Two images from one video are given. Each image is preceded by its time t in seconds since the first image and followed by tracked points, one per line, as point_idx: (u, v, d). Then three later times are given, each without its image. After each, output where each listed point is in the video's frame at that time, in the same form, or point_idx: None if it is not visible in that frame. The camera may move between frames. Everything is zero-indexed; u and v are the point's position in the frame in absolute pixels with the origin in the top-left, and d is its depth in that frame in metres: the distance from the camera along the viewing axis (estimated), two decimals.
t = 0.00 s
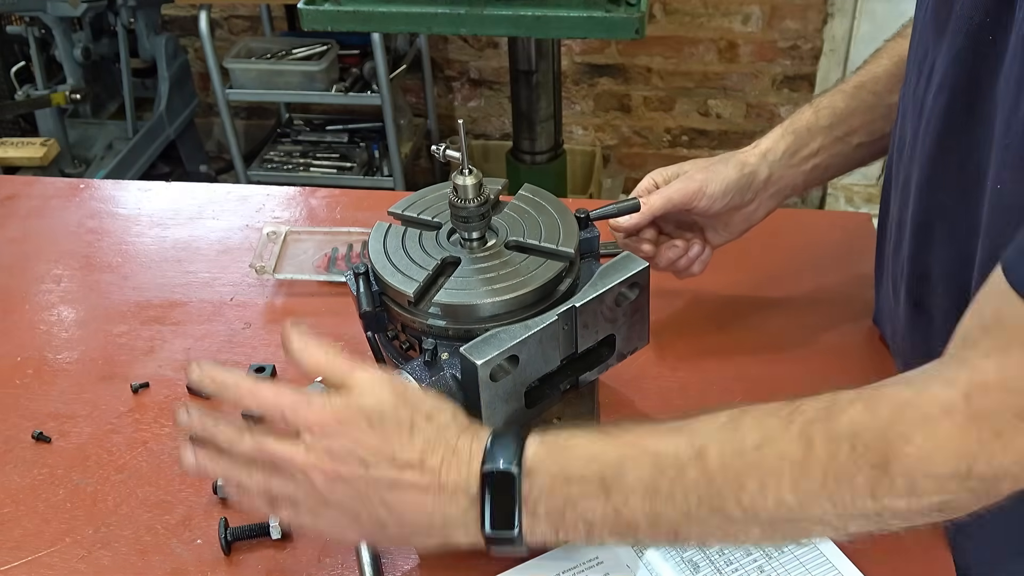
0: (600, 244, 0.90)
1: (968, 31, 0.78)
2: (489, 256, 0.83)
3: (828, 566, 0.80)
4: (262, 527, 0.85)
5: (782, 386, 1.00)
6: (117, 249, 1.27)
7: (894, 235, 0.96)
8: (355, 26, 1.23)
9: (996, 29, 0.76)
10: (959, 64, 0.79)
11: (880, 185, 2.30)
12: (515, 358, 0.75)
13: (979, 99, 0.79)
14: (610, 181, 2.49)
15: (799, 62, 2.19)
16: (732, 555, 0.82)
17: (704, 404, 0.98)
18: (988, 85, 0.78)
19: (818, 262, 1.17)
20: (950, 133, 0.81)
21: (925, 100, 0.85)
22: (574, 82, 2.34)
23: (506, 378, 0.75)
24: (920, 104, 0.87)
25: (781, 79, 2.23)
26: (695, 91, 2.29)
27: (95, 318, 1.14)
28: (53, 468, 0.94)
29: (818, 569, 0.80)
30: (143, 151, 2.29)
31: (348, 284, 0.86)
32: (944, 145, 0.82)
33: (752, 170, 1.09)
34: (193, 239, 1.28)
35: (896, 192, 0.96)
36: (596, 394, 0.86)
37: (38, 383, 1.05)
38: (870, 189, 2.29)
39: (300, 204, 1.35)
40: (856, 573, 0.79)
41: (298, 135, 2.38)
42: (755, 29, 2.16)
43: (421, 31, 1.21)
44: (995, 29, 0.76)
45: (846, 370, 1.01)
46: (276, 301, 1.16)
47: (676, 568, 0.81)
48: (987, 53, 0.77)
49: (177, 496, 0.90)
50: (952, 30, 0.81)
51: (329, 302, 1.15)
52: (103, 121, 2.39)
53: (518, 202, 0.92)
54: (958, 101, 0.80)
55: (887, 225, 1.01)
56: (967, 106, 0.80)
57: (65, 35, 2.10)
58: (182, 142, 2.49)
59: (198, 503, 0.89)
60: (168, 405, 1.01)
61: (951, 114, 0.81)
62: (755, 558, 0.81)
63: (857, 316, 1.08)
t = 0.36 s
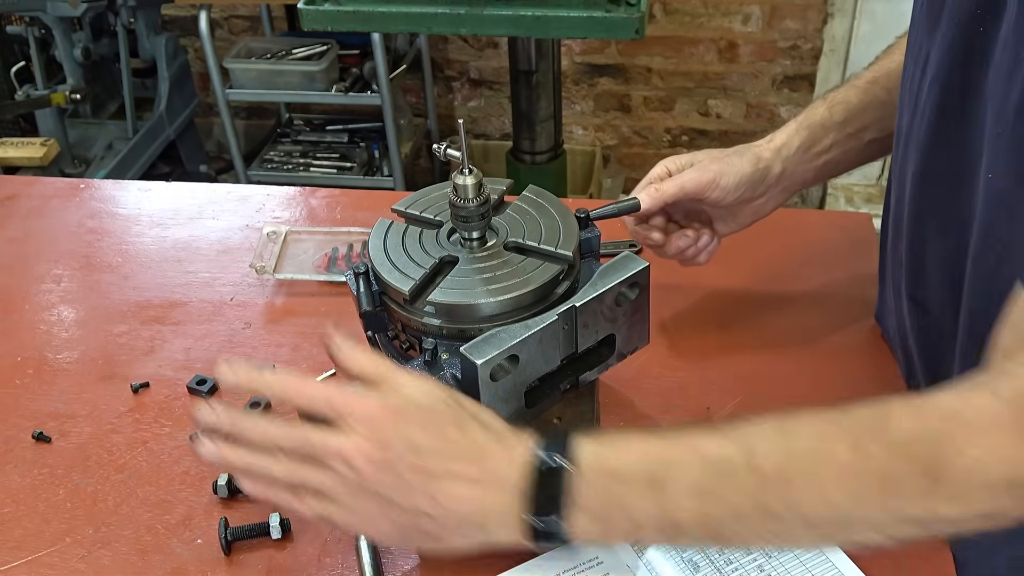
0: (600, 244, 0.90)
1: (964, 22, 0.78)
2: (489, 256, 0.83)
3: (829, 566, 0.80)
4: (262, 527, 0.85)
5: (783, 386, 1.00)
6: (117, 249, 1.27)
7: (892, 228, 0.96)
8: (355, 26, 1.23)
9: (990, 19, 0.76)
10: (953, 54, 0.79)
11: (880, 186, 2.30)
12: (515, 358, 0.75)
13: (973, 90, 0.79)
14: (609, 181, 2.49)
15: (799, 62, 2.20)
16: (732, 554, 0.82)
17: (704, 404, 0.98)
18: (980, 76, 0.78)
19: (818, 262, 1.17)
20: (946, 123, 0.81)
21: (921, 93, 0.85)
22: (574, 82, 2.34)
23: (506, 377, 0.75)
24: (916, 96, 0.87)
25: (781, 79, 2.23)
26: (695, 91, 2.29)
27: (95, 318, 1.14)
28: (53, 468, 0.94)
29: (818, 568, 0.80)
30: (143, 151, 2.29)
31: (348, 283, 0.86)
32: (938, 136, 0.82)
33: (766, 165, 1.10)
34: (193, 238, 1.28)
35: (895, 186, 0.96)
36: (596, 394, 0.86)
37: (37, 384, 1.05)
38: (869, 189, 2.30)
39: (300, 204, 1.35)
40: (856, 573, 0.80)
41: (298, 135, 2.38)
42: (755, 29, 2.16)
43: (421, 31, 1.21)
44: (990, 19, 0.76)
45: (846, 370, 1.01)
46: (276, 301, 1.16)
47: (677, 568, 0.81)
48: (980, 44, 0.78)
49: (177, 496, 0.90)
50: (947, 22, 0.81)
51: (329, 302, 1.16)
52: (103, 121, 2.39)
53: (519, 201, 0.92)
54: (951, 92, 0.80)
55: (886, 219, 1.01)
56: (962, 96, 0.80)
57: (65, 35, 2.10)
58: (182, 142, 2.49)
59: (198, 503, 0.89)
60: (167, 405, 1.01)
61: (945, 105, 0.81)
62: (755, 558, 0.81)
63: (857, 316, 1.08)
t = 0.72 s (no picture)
0: (600, 244, 0.90)
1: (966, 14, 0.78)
2: (489, 255, 0.83)
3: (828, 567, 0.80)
4: (262, 527, 0.85)
5: (783, 386, 1.00)
6: (117, 249, 1.27)
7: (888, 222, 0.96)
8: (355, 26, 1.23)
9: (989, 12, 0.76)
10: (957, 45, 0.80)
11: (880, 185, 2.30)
12: (515, 358, 0.75)
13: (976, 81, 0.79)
14: (609, 181, 2.45)
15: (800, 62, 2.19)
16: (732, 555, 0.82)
17: (704, 404, 0.98)
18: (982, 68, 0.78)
19: (819, 261, 1.17)
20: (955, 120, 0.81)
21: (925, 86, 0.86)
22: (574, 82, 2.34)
23: (506, 378, 0.75)
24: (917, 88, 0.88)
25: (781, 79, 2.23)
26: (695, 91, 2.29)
27: (95, 318, 1.14)
28: (53, 468, 0.94)
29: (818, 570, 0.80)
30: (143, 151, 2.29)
31: (348, 283, 0.86)
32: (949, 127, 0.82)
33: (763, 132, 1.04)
34: (192, 238, 1.28)
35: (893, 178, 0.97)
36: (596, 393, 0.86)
37: (37, 384, 1.05)
38: (870, 189, 2.30)
39: (300, 205, 1.35)
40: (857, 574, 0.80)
41: (298, 135, 2.38)
42: (755, 30, 2.16)
43: (421, 30, 1.21)
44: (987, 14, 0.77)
45: (845, 370, 1.01)
46: (276, 301, 1.16)
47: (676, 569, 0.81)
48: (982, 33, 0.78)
49: (177, 496, 0.90)
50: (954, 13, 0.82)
51: (329, 302, 1.16)
52: (103, 121, 2.39)
53: (519, 201, 0.92)
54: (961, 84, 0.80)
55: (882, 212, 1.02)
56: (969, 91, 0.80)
57: (65, 35, 2.10)
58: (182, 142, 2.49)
59: (198, 503, 0.89)
60: (167, 405, 1.01)
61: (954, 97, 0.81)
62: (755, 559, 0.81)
63: (858, 317, 1.08)
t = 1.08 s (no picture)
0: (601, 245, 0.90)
1: (985, 12, 0.77)
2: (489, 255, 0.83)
3: (827, 567, 0.80)
4: (262, 527, 0.85)
5: (783, 387, 0.99)
6: (117, 249, 1.27)
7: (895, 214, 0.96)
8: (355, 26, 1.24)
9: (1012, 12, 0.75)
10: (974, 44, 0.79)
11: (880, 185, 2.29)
12: (515, 357, 0.75)
13: (994, 80, 0.79)
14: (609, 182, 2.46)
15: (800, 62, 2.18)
16: (732, 554, 0.82)
17: (704, 404, 0.98)
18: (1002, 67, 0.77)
19: (819, 262, 1.17)
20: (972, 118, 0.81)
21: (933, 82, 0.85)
22: (574, 82, 2.34)
23: (507, 378, 0.75)
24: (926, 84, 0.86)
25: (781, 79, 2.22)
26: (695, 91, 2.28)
27: (95, 318, 1.14)
28: (53, 468, 0.94)
29: (817, 569, 0.80)
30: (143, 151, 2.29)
31: (348, 284, 0.86)
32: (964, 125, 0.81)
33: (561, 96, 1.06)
34: (193, 238, 1.28)
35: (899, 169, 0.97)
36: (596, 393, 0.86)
37: (37, 384, 1.05)
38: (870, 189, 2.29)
39: (300, 204, 1.35)
40: (857, 573, 0.80)
41: (298, 135, 2.38)
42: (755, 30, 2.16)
43: (421, 31, 1.21)
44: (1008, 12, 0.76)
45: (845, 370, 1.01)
46: (276, 301, 1.16)
47: (676, 569, 0.81)
48: (1005, 36, 0.77)
49: (177, 496, 0.90)
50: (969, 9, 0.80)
51: (329, 302, 1.16)
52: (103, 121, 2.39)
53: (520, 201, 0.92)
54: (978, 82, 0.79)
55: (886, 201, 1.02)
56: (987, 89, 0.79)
57: (65, 35, 2.10)
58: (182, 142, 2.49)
59: (198, 503, 0.89)
60: (167, 405, 1.01)
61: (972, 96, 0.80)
62: (755, 558, 0.81)
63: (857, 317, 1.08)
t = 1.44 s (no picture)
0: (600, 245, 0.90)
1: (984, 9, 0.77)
2: (488, 255, 0.83)
3: (827, 566, 0.80)
4: (262, 527, 0.85)
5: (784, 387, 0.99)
6: (117, 249, 1.27)
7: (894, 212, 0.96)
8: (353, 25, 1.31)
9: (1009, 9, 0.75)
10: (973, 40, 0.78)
11: (880, 185, 2.29)
12: (515, 358, 0.75)
13: (993, 78, 0.79)
14: (609, 181, 2.46)
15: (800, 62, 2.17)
16: (732, 554, 0.82)
17: (704, 404, 0.98)
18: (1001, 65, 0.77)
19: (818, 262, 1.17)
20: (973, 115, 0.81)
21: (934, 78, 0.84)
22: (574, 82, 2.34)
23: (506, 378, 0.75)
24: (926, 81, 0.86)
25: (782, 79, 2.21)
26: (695, 91, 2.28)
27: (95, 317, 1.14)
28: (53, 468, 0.94)
29: (817, 569, 0.80)
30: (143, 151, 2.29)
31: (347, 285, 0.86)
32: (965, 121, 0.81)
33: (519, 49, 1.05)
34: (192, 238, 1.28)
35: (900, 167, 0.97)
36: (596, 393, 0.86)
37: (37, 384, 1.05)
38: (870, 189, 2.29)
39: (300, 204, 1.35)
40: (856, 573, 0.80)
41: (298, 135, 2.38)
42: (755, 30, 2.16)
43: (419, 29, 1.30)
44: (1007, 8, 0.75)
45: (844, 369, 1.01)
46: (276, 301, 1.16)
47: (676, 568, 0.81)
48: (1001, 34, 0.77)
49: (177, 496, 0.90)
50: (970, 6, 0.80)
51: (329, 302, 1.16)
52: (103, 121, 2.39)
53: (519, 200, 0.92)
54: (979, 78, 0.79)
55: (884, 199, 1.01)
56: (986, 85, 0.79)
57: (64, 35, 2.10)
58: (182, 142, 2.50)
59: (198, 503, 0.89)
60: (167, 405, 1.01)
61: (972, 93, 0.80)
62: (755, 558, 0.81)
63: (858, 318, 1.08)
